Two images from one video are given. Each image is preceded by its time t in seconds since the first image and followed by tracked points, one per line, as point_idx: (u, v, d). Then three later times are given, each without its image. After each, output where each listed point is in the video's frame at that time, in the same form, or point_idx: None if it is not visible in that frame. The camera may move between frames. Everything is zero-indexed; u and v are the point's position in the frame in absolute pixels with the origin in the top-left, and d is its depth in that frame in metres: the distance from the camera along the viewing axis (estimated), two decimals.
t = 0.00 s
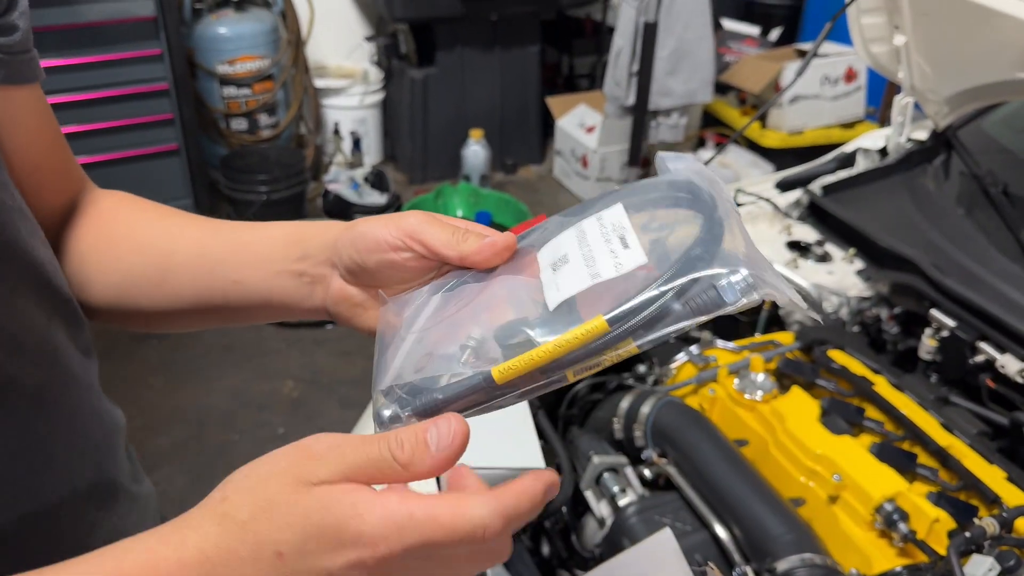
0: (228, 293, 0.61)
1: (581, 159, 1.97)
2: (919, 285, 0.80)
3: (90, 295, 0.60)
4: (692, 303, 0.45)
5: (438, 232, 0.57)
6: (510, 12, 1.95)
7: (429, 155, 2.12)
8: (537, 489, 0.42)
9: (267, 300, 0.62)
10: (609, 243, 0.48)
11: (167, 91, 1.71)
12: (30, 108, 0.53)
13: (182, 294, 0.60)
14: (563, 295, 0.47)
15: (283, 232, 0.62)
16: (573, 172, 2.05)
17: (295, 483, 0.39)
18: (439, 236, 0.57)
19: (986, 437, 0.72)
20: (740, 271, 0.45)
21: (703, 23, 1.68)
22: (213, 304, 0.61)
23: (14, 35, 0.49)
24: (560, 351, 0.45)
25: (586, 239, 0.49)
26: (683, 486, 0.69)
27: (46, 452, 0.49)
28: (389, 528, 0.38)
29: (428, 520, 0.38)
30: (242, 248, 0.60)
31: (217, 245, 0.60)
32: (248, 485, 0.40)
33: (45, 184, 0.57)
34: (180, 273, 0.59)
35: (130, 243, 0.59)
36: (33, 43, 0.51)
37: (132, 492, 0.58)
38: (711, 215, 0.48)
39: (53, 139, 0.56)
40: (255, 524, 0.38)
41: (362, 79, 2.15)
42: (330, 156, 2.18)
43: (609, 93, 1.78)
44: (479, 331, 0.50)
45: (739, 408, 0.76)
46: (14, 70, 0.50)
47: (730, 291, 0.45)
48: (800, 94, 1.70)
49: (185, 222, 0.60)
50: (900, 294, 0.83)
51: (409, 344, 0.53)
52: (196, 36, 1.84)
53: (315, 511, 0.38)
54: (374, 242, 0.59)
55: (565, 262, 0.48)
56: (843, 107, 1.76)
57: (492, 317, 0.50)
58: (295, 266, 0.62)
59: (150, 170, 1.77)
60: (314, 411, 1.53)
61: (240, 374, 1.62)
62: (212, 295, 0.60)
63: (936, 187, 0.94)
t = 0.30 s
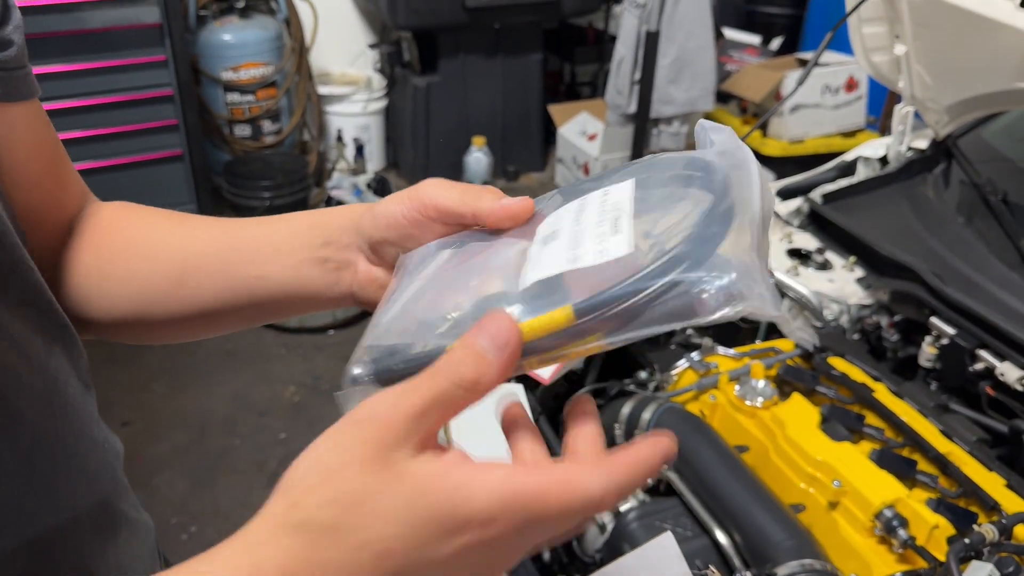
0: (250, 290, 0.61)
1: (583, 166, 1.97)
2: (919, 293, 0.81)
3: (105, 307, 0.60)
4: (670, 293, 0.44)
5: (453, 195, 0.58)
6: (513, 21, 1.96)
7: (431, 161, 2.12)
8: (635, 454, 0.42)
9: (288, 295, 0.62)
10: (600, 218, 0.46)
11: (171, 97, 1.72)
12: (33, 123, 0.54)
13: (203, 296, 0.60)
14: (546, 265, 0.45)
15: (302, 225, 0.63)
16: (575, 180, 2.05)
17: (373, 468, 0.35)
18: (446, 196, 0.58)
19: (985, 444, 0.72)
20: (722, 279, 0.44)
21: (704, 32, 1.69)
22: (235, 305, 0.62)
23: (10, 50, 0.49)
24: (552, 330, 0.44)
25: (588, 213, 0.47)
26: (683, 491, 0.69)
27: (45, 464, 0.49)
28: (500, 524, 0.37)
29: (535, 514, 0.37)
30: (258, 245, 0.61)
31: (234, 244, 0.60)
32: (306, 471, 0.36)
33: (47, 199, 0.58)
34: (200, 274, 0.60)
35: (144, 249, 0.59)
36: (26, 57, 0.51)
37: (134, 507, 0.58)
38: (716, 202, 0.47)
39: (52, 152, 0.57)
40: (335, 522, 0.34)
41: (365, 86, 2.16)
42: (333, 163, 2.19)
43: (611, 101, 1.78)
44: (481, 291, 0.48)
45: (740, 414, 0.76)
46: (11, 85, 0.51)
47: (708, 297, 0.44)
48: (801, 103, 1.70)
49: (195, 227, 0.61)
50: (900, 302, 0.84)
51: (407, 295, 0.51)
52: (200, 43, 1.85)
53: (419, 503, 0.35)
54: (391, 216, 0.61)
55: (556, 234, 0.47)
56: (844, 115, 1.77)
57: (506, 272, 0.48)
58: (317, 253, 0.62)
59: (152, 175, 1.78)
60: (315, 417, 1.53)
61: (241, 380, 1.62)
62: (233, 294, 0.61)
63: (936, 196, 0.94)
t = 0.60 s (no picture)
0: (251, 313, 0.61)
1: (583, 173, 1.97)
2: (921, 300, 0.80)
3: (103, 321, 0.60)
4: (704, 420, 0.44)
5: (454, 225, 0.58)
6: (514, 28, 1.96)
7: (432, 169, 2.13)
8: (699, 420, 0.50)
9: (290, 316, 0.63)
10: (705, 283, 0.46)
11: (172, 103, 1.72)
12: (24, 132, 0.55)
13: (202, 316, 0.61)
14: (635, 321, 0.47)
15: (308, 248, 0.64)
16: (576, 187, 2.05)
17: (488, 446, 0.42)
18: (439, 226, 0.58)
19: (986, 452, 0.72)
20: (732, 448, 0.43)
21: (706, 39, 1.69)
22: (233, 325, 0.62)
23: (6, 57, 0.51)
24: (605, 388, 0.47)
25: (704, 261, 0.47)
26: (686, 500, 0.69)
27: (46, 461, 0.50)
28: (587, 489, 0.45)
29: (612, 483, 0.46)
30: (264, 270, 0.61)
31: (236, 265, 0.61)
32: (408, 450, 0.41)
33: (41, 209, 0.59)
34: (198, 294, 0.60)
35: (140, 265, 0.60)
36: (19, 64, 0.52)
37: (134, 506, 0.59)
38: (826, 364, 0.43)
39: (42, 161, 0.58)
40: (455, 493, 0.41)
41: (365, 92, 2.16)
42: (333, 169, 2.19)
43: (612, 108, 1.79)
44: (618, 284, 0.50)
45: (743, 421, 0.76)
46: (5, 92, 0.52)
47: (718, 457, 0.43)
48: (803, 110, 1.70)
49: (197, 243, 0.62)
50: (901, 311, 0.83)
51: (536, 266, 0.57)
52: (201, 49, 1.85)
53: (528, 481, 0.43)
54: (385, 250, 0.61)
55: (669, 271, 0.48)
56: (845, 124, 1.78)
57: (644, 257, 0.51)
58: (318, 280, 0.63)
59: (154, 181, 1.78)
60: (315, 424, 1.53)
61: (240, 387, 1.62)
62: (233, 314, 0.61)
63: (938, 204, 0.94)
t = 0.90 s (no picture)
0: (296, 277, 0.69)
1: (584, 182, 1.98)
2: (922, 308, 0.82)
3: (154, 299, 0.68)
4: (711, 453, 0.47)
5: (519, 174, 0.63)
6: (515, 37, 1.97)
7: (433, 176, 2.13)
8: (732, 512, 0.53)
9: (334, 281, 0.71)
10: (686, 310, 0.45)
11: (175, 110, 1.73)
12: (50, 128, 0.59)
13: (250, 284, 0.69)
14: (639, 333, 0.49)
15: (340, 213, 0.70)
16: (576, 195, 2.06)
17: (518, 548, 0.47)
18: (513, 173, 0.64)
19: (987, 460, 0.72)
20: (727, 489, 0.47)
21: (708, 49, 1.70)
22: (282, 290, 0.70)
23: (15, 57, 0.53)
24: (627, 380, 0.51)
25: (690, 269, 0.46)
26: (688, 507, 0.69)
27: (65, 462, 0.51)
28: None
29: None
30: (303, 233, 0.69)
31: (273, 236, 0.69)
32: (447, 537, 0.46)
33: (67, 202, 0.63)
34: (245, 265, 0.68)
35: (183, 247, 0.68)
36: (36, 64, 0.56)
37: (147, 508, 0.59)
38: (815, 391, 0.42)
39: (66, 158, 0.62)
40: None
41: (367, 100, 2.17)
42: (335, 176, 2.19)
43: (612, 117, 1.79)
44: (629, 262, 0.52)
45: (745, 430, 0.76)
46: (21, 93, 0.55)
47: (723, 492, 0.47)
48: (803, 120, 1.71)
49: (222, 221, 0.70)
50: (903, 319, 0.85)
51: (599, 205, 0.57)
52: (203, 57, 1.86)
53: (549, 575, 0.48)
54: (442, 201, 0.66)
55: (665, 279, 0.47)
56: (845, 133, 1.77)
57: (648, 233, 0.51)
58: (366, 242, 0.70)
59: (157, 188, 1.79)
60: (316, 430, 1.53)
61: (241, 393, 1.62)
62: (276, 280, 0.69)
63: (938, 212, 0.95)
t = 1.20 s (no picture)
0: (294, 304, 0.67)
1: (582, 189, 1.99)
2: (918, 315, 0.83)
3: (154, 317, 0.66)
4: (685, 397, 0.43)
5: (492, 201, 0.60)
6: (514, 45, 1.98)
7: (433, 184, 2.14)
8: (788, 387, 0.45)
9: (331, 313, 0.68)
10: (677, 271, 0.43)
11: (175, 118, 1.74)
12: (55, 133, 0.59)
13: (247, 309, 0.67)
14: (601, 299, 0.45)
15: (348, 248, 0.69)
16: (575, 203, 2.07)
17: (556, 478, 0.41)
18: (467, 197, 0.61)
19: (983, 466, 0.73)
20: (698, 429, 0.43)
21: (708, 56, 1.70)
22: (281, 318, 0.68)
23: (24, 63, 0.54)
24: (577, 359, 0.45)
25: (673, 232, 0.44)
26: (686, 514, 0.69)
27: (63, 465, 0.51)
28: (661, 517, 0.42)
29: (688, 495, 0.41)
30: (306, 262, 0.68)
31: (277, 262, 0.67)
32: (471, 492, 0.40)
33: (71, 207, 0.63)
34: (246, 290, 0.67)
35: (187, 264, 0.67)
36: (43, 70, 0.56)
37: (145, 513, 0.59)
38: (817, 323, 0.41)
39: (69, 164, 0.62)
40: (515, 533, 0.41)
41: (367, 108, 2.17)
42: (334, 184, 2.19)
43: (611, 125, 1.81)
44: (585, 240, 0.48)
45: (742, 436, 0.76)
46: (27, 98, 0.55)
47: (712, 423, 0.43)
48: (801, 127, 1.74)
49: (230, 243, 0.69)
50: (900, 326, 0.86)
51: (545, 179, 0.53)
52: (202, 65, 1.86)
53: (587, 492, 0.41)
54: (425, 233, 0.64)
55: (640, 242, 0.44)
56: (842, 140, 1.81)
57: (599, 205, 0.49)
58: (364, 272, 0.68)
59: (158, 195, 1.79)
60: (315, 437, 1.53)
61: (242, 400, 1.62)
62: (276, 307, 0.67)
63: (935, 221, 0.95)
